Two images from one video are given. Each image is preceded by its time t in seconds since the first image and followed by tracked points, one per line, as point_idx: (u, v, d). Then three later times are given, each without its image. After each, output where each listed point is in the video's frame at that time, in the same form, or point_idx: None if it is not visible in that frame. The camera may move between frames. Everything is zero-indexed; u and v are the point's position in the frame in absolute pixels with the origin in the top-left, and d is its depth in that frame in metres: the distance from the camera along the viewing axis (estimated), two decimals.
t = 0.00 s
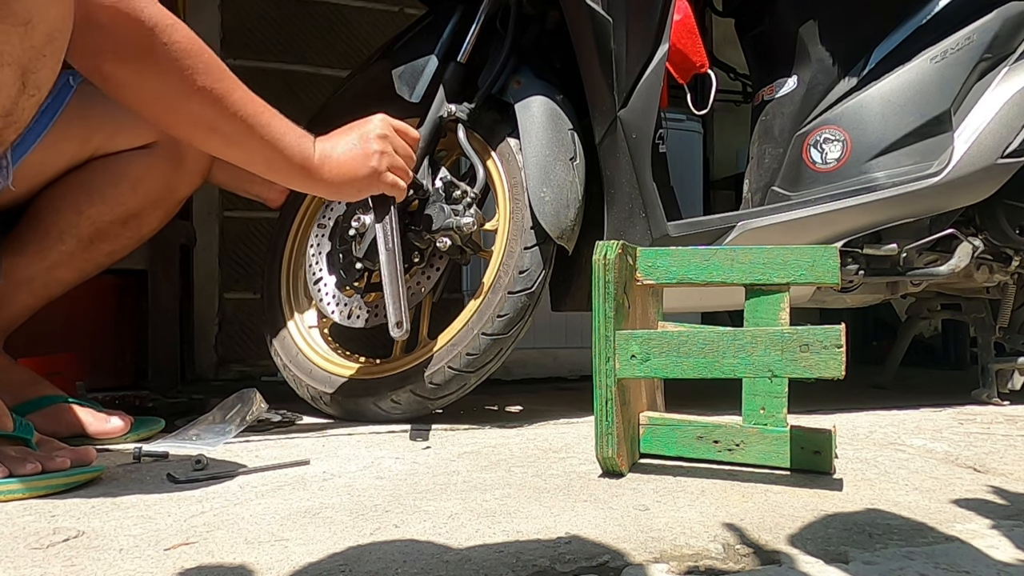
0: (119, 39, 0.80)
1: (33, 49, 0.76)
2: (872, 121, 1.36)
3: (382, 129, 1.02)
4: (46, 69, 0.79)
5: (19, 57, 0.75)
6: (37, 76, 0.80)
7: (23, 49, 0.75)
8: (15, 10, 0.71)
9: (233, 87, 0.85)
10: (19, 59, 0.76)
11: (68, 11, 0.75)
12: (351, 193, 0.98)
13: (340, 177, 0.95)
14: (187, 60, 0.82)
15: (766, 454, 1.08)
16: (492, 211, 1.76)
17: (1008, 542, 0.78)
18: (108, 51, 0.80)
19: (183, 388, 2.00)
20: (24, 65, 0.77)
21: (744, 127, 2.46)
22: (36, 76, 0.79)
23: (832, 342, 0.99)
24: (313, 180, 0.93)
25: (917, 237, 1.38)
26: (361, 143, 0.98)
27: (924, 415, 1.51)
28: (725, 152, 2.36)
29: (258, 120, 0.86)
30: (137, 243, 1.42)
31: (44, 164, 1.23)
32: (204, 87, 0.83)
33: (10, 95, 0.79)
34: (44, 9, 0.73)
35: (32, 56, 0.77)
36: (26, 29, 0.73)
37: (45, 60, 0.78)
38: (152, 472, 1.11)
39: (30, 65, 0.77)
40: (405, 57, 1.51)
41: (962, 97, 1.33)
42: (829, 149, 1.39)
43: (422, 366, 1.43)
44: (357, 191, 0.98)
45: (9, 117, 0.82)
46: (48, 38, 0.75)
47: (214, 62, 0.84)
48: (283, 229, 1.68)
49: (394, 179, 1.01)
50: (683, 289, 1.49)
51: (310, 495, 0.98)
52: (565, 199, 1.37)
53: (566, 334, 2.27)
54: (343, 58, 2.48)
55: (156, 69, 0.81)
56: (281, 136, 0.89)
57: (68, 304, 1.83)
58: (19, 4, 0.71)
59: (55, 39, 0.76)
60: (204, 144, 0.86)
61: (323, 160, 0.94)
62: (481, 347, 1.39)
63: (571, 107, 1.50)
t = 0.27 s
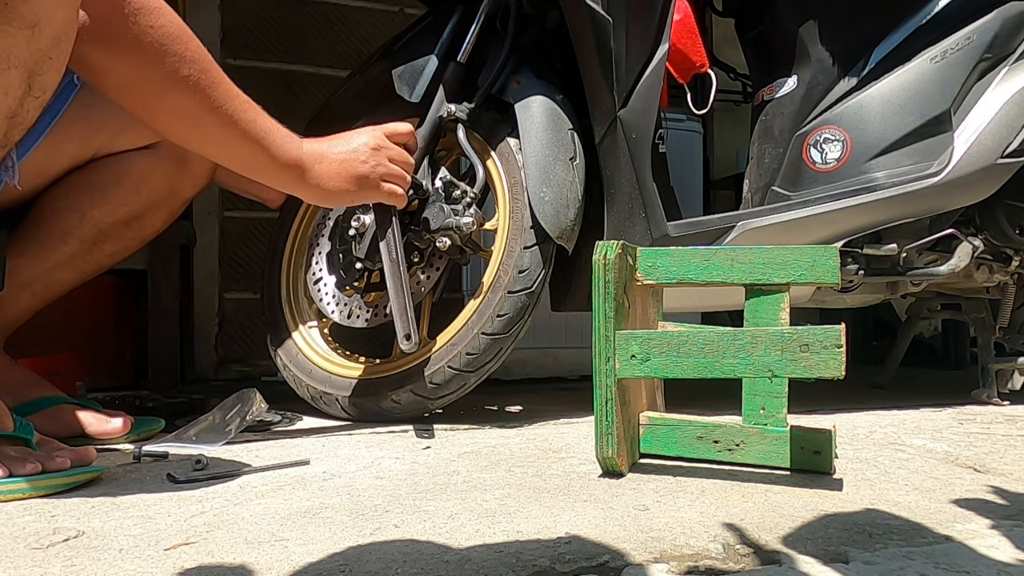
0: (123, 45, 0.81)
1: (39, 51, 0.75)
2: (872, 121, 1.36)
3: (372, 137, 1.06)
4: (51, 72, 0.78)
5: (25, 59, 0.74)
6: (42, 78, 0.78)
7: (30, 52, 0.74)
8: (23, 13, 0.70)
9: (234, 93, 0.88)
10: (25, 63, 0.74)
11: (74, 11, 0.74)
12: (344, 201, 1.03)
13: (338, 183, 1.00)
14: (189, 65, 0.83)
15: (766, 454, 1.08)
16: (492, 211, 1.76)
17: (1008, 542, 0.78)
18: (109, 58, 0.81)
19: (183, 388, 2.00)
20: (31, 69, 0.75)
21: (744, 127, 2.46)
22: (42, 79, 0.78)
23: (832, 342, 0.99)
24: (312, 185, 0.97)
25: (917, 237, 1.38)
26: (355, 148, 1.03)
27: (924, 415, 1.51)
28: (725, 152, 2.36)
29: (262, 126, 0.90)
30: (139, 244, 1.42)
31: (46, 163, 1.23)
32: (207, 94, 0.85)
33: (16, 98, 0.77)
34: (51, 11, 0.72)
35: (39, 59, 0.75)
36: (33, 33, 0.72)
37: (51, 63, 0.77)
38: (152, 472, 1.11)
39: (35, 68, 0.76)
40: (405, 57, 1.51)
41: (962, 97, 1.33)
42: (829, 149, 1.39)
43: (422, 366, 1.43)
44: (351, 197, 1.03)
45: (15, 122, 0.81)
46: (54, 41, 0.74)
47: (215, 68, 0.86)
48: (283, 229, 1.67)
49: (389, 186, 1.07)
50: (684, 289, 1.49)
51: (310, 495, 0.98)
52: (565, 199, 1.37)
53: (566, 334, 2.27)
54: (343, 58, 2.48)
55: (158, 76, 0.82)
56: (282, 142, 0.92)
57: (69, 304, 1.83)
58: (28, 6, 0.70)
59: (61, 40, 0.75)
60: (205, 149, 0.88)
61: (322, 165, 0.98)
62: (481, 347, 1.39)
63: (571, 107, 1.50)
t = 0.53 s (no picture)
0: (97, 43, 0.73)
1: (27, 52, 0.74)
2: (872, 121, 1.36)
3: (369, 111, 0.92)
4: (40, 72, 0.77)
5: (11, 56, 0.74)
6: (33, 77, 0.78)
7: (17, 50, 0.74)
8: (7, 11, 0.71)
9: (212, 76, 0.77)
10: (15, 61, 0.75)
11: (65, 10, 0.72)
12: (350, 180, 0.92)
13: (341, 160, 0.88)
14: (165, 54, 0.74)
15: (766, 454, 1.08)
16: (492, 210, 1.77)
17: (1008, 542, 0.78)
18: (90, 60, 0.74)
19: (183, 388, 1.99)
20: (19, 67, 0.76)
21: (744, 127, 2.46)
22: (31, 77, 0.77)
23: (832, 342, 0.99)
24: (312, 166, 0.87)
25: (917, 237, 1.38)
26: (351, 121, 0.90)
27: (924, 415, 1.51)
28: (725, 152, 2.36)
29: (252, 111, 0.80)
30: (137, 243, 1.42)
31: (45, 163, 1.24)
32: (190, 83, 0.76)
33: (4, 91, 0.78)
34: (36, 12, 0.71)
35: (27, 58, 0.75)
36: (19, 31, 0.72)
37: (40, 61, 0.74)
38: (152, 472, 1.11)
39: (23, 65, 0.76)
40: (405, 57, 1.51)
41: (962, 96, 1.33)
42: (829, 148, 1.39)
43: (422, 365, 1.43)
44: (357, 176, 0.91)
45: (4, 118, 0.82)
46: (43, 39, 0.72)
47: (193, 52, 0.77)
48: (283, 228, 1.67)
49: (391, 159, 0.95)
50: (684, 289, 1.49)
51: (310, 495, 0.98)
52: (565, 199, 1.37)
53: (566, 334, 2.27)
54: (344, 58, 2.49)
55: (136, 71, 0.74)
56: (275, 121, 0.82)
57: (69, 304, 1.83)
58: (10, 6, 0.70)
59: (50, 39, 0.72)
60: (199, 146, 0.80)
61: (322, 143, 0.87)
62: (481, 347, 1.39)
63: (571, 107, 1.50)
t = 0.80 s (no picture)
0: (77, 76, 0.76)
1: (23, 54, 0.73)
2: (872, 121, 1.36)
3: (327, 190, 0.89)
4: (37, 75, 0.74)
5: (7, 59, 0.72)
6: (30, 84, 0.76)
7: (12, 53, 0.72)
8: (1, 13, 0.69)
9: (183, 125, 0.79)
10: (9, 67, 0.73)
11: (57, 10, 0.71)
12: (297, 258, 0.87)
13: (288, 237, 0.84)
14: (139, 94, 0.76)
15: (766, 454, 1.08)
16: (492, 210, 1.77)
17: (1008, 542, 0.78)
18: (68, 93, 0.77)
19: (183, 388, 1.99)
20: (14, 69, 0.73)
21: (744, 127, 2.46)
22: (27, 79, 0.74)
23: (832, 342, 0.99)
24: (258, 237, 0.83)
25: (917, 237, 1.38)
26: (307, 201, 0.87)
27: (924, 415, 1.51)
28: (725, 152, 2.37)
29: (213, 168, 0.79)
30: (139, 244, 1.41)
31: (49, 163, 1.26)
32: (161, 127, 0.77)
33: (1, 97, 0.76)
34: (32, 11, 0.70)
35: (22, 60, 0.73)
36: (14, 33, 0.70)
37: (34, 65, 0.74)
38: (152, 472, 1.11)
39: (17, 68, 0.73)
40: (405, 57, 1.51)
41: (962, 96, 1.33)
42: (829, 149, 1.39)
43: (422, 365, 1.43)
44: (302, 254, 0.86)
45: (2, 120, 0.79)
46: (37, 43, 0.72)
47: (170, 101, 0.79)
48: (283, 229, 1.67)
49: (340, 246, 0.90)
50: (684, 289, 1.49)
51: (310, 495, 0.98)
52: (565, 199, 1.37)
53: (566, 334, 2.27)
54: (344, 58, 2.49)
55: (109, 108, 0.76)
56: (232, 184, 0.80)
57: (70, 304, 1.83)
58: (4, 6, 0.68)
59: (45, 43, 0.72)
60: (153, 195, 0.79)
61: (273, 216, 0.84)
62: (481, 347, 1.39)
63: (571, 107, 1.50)
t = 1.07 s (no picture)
0: (90, 87, 0.80)
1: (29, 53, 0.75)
2: (872, 121, 1.36)
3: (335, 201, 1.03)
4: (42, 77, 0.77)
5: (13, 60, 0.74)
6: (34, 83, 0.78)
7: (19, 53, 0.74)
8: (8, 13, 0.70)
9: (193, 141, 0.85)
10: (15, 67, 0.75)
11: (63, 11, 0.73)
12: (303, 265, 0.99)
13: (296, 247, 0.96)
14: (159, 113, 0.82)
15: (766, 454, 1.08)
16: (492, 210, 1.77)
17: (1008, 542, 0.78)
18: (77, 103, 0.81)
19: (183, 388, 1.99)
20: (21, 70, 0.75)
21: (744, 127, 2.46)
22: (33, 80, 0.76)
23: (832, 342, 0.99)
24: (268, 248, 0.94)
25: (917, 237, 1.38)
26: (313, 212, 0.99)
27: (924, 415, 1.51)
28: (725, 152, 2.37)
29: (222, 181, 0.87)
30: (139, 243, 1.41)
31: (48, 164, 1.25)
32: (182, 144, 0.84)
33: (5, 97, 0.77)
34: (39, 12, 0.71)
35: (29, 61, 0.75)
36: (21, 33, 0.72)
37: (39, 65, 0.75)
38: (152, 472, 1.11)
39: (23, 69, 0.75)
40: (405, 57, 1.51)
41: (962, 96, 1.33)
42: (829, 149, 1.39)
43: (422, 366, 1.43)
44: (311, 262, 0.99)
45: (6, 120, 0.81)
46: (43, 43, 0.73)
47: (184, 119, 0.85)
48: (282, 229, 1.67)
49: (348, 253, 1.03)
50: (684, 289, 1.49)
51: (310, 495, 0.98)
52: (565, 199, 1.37)
53: (566, 334, 2.27)
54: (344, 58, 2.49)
55: (121, 121, 0.81)
56: (239, 197, 0.89)
57: (70, 304, 1.83)
58: (13, 6, 0.70)
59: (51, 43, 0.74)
60: (163, 205, 0.86)
61: (279, 226, 0.95)
62: (481, 347, 1.39)
63: (571, 107, 1.50)
